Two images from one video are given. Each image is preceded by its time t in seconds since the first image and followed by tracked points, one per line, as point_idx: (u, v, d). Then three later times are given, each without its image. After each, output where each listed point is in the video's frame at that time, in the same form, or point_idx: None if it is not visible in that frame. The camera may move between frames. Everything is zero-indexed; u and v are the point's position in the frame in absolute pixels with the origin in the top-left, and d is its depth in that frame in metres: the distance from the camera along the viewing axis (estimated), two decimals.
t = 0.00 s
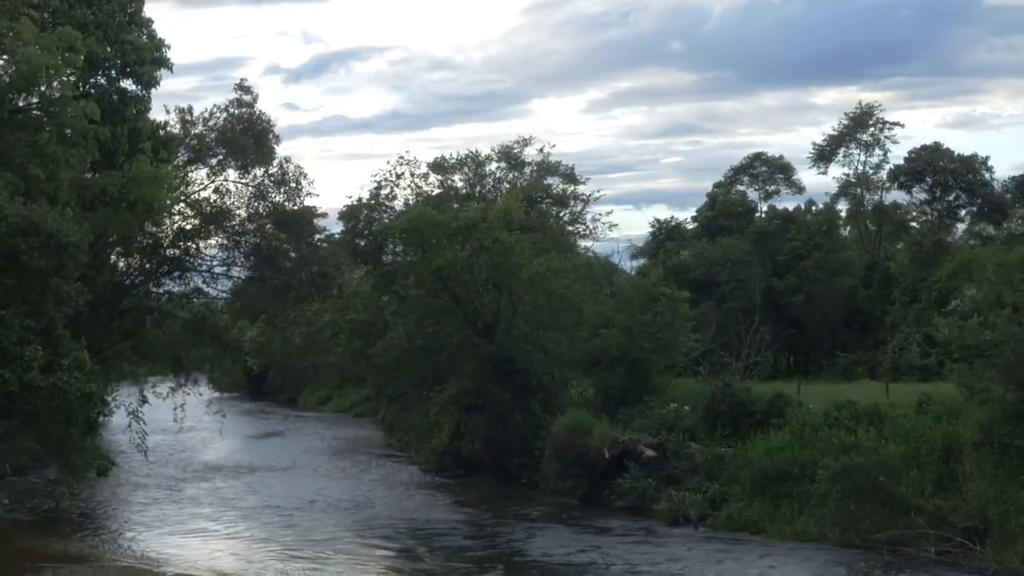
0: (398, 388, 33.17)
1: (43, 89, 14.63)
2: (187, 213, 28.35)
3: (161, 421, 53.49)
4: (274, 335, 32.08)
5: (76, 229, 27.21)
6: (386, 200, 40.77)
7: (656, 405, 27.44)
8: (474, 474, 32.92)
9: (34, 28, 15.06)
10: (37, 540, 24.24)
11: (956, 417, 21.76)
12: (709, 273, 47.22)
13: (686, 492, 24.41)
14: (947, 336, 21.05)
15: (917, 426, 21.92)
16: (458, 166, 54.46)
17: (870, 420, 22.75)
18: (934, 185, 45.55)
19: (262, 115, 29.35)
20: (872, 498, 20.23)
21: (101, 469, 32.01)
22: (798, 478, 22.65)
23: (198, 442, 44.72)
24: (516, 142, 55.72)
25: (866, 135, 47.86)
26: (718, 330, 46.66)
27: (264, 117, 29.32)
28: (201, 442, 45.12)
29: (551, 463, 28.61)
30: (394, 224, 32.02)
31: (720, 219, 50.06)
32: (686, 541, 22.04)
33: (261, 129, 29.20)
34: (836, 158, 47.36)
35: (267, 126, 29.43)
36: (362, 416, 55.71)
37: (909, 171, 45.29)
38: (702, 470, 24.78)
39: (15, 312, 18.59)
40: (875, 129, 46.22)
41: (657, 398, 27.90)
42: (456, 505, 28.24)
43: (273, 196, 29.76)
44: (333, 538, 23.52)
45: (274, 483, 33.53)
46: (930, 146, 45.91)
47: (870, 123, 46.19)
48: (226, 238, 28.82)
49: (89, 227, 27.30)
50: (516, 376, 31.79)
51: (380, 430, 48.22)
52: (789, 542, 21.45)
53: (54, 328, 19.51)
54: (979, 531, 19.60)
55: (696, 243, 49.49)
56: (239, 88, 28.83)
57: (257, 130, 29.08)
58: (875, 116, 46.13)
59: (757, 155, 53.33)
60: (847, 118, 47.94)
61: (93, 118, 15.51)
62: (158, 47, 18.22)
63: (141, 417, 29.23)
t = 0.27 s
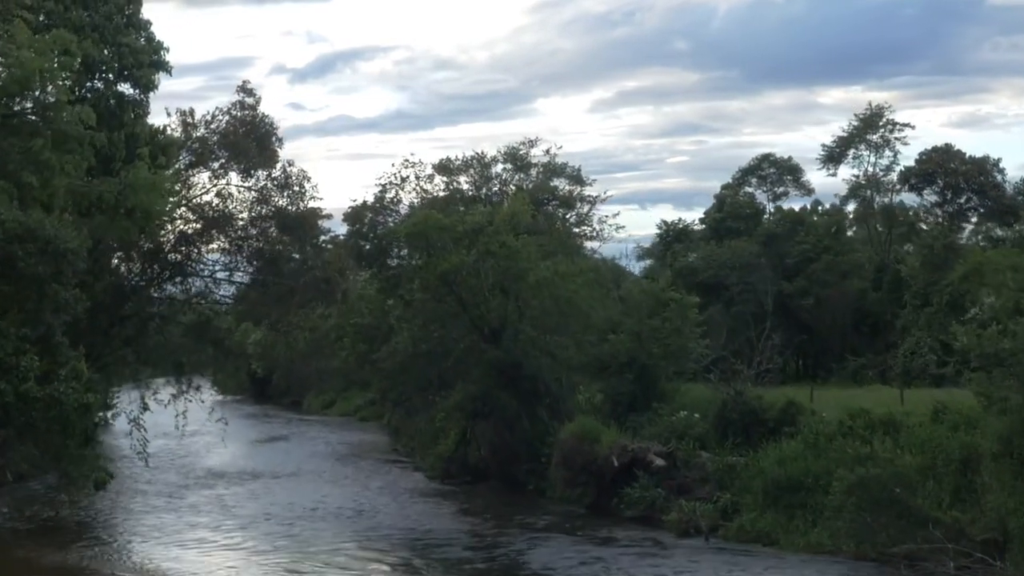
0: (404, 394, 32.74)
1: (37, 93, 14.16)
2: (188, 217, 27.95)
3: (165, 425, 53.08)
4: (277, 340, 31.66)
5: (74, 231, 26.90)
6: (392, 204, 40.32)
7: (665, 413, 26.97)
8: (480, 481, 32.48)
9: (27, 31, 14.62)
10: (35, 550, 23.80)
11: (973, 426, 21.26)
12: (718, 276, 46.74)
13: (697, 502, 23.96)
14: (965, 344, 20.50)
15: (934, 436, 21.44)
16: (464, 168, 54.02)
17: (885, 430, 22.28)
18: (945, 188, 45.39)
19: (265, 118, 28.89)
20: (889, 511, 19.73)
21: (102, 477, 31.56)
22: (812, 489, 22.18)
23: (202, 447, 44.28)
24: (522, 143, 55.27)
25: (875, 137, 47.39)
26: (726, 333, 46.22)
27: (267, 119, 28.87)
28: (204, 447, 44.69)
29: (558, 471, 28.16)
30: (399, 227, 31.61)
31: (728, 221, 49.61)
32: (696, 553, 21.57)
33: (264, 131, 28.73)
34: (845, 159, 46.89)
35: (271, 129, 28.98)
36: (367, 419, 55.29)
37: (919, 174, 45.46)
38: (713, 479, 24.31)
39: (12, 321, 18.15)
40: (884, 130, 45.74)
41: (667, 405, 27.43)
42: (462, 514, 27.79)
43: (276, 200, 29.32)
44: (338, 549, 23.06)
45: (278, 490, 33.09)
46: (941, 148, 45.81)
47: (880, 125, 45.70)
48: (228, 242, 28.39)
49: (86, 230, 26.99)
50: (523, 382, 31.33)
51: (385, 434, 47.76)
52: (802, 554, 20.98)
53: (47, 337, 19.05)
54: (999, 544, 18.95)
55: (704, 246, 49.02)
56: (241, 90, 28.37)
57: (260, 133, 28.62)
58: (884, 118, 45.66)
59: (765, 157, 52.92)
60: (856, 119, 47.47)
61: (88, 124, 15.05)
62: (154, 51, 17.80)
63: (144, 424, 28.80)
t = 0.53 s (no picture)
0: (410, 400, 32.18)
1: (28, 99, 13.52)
2: (191, 223, 27.38)
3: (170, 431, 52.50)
4: (283, 347, 31.09)
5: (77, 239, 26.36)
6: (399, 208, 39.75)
7: (680, 423, 26.35)
8: (489, 491, 31.90)
9: (17, 35, 14.00)
10: (33, 566, 23.19)
11: (999, 440, 20.62)
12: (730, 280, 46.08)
13: (712, 516, 23.34)
14: (991, 357, 19.85)
15: (958, 450, 20.79)
16: (472, 171, 53.42)
17: (908, 444, 21.65)
18: (962, 191, 45.18)
19: (271, 121, 28.25)
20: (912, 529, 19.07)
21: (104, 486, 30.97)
22: (831, 504, 21.53)
23: (207, 453, 43.67)
24: (531, 145, 54.65)
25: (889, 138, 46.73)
26: (739, 338, 45.60)
27: (273, 122, 28.23)
28: (210, 453, 44.12)
29: (570, 482, 27.55)
30: (407, 233, 31.03)
31: (740, 224, 49.01)
32: (713, 570, 20.94)
33: (269, 135, 28.12)
34: (859, 161, 46.22)
35: (277, 132, 28.36)
36: (375, 424, 54.71)
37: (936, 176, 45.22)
38: (729, 492, 23.68)
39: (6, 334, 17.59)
40: (899, 132, 45.07)
41: (681, 415, 26.80)
42: (472, 526, 27.17)
43: (282, 206, 28.73)
44: (344, 564, 22.46)
45: (283, 500, 32.49)
46: (957, 152, 45.67)
47: (895, 126, 45.03)
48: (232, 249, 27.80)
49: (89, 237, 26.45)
50: (533, 390, 30.73)
51: (393, 440, 47.15)
52: (822, 572, 20.34)
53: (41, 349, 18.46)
54: None
55: (716, 248, 48.39)
56: (246, 93, 27.76)
57: (266, 137, 28.02)
58: (899, 119, 44.98)
59: (776, 159, 52.78)
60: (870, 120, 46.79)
61: (83, 132, 14.42)
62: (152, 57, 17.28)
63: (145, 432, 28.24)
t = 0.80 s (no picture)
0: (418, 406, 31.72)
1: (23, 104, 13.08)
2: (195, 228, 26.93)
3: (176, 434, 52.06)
4: (288, 353, 30.64)
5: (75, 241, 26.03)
6: (406, 210, 39.31)
7: (692, 430, 25.86)
8: (498, 498, 31.43)
9: (10, 36, 13.54)
10: None
11: (1020, 451, 20.12)
12: (740, 282, 45.55)
13: (726, 527, 22.85)
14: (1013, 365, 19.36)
15: (978, 461, 20.30)
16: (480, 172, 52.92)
17: (926, 454, 21.16)
18: (975, 192, 44.97)
19: (275, 123, 27.83)
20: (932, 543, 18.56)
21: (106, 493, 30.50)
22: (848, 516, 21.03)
23: (212, 458, 43.19)
24: (540, 146, 54.09)
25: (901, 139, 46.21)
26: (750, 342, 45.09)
27: (278, 124, 27.81)
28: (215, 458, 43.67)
29: (580, 490, 27.07)
30: (414, 237, 30.58)
31: (750, 226, 48.52)
32: None
33: (274, 138, 27.71)
34: (871, 163, 45.71)
35: (281, 135, 27.93)
36: (382, 428, 54.23)
37: (950, 178, 44.84)
38: (742, 502, 23.19)
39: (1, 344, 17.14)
40: (911, 133, 44.55)
41: (693, 422, 26.31)
42: (480, 535, 26.69)
43: (287, 210, 28.26)
44: None
45: (289, 508, 32.03)
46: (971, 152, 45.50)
47: (907, 127, 44.53)
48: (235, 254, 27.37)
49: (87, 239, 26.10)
50: (542, 396, 30.25)
51: (400, 445, 46.68)
52: None
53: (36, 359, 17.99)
54: None
55: (726, 251, 47.89)
56: (250, 95, 27.33)
57: (270, 139, 27.59)
58: (912, 120, 44.46)
59: (787, 161, 52.75)
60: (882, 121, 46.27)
61: (78, 139, 14.00)
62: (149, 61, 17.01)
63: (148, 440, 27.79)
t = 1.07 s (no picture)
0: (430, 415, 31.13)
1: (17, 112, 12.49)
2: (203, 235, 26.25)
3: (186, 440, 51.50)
4: (297, 361, 30.03)
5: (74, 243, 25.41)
6: (418, 215, 38.76)
7: (712, 443, 25.23)
8: (512, 509, 30.83)
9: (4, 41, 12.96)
10: None
11: None
12: (757, 287, 44.89)
13: (746, 543, 22.22)
14: None
15: (1009, 477, 19.64)
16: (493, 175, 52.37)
17: (954, 469, 20.52)
18: (998, 196, 44.61)
19: (285, 127, 27.26)
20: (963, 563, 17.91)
21: (112, 505, 29.92)
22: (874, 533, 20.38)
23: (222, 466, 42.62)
24: (554, 148, 53.57)
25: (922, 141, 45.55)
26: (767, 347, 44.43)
27: (287, 128, 27.24)
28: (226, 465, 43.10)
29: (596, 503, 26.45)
30: (426, 243, 29.98)
31: (767, 229, 47.91)
32: None
33: (284, 142, 27.14)
34: (890, 166, 45.08)
35: (291, 140, 27.33)
36: (395, 434, 53.64)
37: (972, 180, 44.22)
38: (764, 517, 22.54)
39: None
40: (932, 135, 43.90)
41: (713, 434, 25.69)
42: (493, 549, 26.07)
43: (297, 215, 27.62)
44: None
45: (299, 518, 31.44)
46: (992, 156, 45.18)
47: (927, 129, 43.88)
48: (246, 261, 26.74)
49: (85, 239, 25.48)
50: (557, 405, 29.61)
51: (414, 451, 46.14)
52: None
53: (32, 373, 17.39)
54: None
55: (744, 255, 47.27)
56: (259, 98, 26.77)
57: (280, 144, 26.99)
58: (933, 123, 43.82)
59: (805, 162, 52.63)
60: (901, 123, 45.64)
61: (75, 147, 13.41)
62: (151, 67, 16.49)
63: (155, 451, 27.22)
